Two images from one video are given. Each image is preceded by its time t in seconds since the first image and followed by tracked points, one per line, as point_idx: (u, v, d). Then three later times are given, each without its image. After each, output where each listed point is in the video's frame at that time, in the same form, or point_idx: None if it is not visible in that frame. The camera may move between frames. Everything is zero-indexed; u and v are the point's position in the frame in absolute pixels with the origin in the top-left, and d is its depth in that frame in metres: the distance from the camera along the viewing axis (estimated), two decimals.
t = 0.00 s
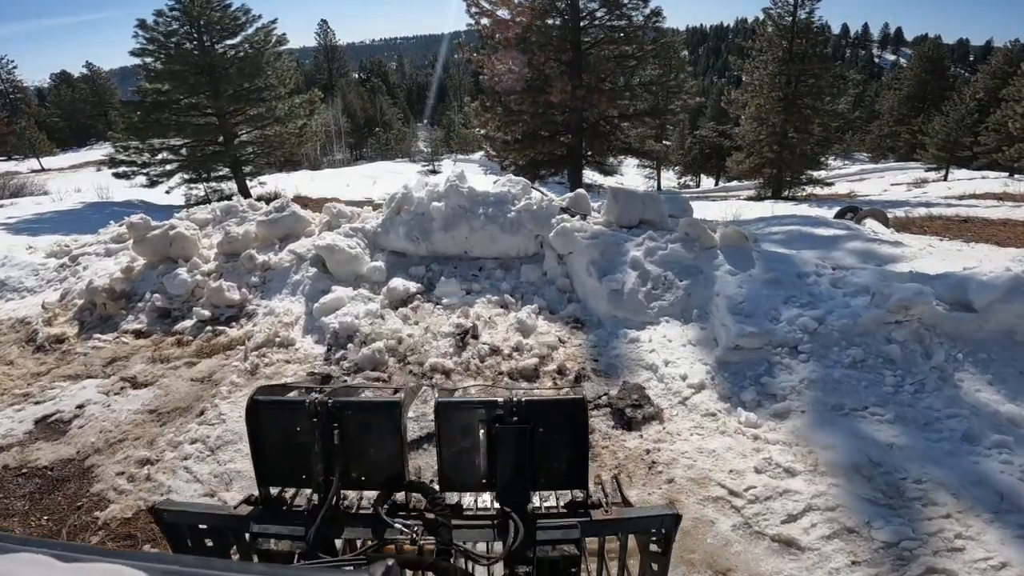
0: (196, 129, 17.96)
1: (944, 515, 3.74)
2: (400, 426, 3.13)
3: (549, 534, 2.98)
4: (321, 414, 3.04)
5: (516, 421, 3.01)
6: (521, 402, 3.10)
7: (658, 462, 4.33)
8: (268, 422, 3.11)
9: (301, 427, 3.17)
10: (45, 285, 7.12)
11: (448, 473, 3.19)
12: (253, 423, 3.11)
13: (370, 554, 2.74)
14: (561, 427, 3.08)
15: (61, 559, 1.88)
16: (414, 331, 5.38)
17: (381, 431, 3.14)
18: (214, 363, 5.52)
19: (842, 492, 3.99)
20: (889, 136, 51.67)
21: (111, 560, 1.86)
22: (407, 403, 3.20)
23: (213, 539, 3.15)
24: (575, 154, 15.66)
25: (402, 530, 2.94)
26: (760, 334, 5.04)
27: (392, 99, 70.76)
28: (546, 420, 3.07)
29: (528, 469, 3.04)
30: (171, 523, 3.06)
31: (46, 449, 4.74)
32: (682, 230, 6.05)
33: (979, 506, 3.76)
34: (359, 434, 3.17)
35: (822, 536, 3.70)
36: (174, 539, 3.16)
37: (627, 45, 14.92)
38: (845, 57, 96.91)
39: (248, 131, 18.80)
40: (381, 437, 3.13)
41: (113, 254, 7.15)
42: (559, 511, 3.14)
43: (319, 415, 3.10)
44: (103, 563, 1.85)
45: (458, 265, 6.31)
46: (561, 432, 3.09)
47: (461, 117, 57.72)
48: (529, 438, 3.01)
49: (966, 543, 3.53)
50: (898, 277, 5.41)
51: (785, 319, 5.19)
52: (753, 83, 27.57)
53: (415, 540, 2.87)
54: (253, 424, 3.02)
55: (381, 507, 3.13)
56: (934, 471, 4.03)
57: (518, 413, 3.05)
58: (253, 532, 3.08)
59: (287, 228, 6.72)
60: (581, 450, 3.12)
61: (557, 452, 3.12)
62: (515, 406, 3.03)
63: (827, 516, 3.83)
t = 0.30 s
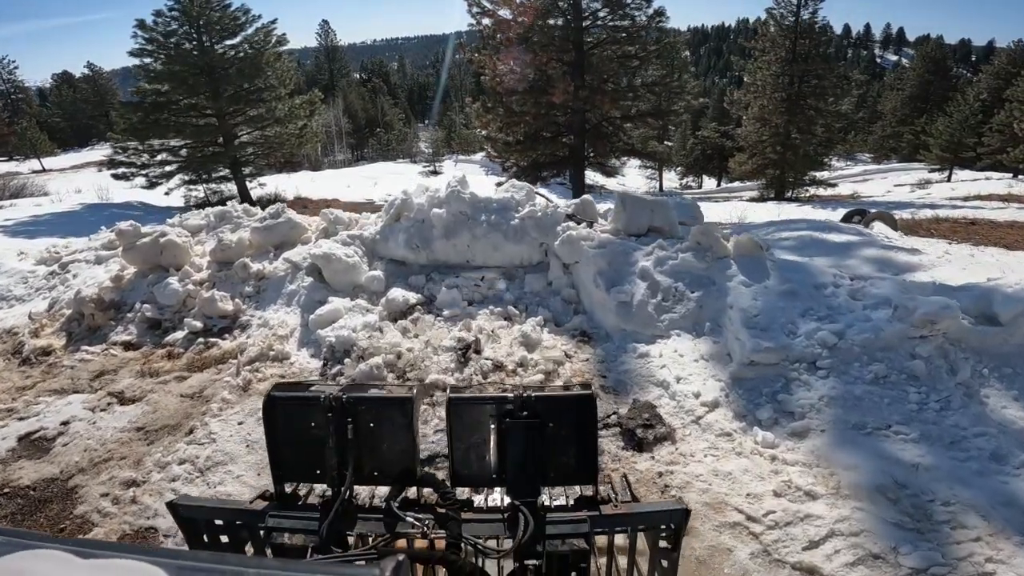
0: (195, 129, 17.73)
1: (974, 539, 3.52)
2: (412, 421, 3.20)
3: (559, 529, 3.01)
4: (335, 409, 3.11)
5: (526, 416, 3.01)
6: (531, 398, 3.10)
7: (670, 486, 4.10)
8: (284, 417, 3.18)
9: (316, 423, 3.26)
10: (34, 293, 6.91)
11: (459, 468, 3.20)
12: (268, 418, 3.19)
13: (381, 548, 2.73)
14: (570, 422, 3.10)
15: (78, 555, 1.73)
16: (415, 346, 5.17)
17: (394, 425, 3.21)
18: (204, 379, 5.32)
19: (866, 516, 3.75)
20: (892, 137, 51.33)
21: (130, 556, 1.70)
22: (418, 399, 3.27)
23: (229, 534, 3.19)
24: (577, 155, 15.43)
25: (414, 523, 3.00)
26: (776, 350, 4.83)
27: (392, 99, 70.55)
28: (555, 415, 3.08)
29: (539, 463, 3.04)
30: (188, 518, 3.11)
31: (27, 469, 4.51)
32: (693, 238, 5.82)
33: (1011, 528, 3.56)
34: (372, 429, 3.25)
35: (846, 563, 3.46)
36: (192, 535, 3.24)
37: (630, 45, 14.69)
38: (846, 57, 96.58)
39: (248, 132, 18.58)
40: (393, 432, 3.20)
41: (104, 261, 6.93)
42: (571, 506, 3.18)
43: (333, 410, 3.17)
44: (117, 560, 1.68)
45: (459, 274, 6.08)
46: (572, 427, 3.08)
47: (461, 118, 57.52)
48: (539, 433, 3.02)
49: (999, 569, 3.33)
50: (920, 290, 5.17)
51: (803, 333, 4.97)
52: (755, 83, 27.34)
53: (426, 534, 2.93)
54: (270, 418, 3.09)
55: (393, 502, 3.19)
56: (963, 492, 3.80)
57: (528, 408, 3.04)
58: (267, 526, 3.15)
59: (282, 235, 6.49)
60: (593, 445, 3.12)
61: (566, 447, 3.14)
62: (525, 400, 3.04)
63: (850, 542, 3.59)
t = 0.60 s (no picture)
0: (195, 130, 17.49)
1: (1011, 567, 3.25)
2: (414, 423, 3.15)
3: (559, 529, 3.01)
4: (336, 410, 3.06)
5: (527, 415, 3.01)
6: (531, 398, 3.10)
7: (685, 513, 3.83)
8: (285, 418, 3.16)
9: (317, 423, 3.22)
10: (20, 302, 6.67)
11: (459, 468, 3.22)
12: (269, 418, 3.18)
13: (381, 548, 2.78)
14: (570, 422, 3.12)
15: (75, 555, 1.67)
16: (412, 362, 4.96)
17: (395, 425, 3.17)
18: (191, 396, 5.11)
19: (894, 543, 3.48)
20: (896, 137, 50.89)
21: (141, 558, 1.64)
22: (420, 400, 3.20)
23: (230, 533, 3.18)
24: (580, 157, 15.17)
25: (415, 522, 3.03)
26: (795, 367, 4.59)
27: (394, 100, 70.38)
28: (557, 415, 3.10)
29: (539, 462, 3.03)
30: (189, 517, 3.11)
31: (2, 490, 4.26)
32: (705, 247, 5.59)
33: None
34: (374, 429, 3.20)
35: None
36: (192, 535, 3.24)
37: (633, 45, 14.42)
38: (849, 57, 96.16)
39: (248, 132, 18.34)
40: (395, 433, 3.15)
41: (92, 269, 6.70)
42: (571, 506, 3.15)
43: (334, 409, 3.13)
44: (124, 562, 1.63)
45: (460, 284, 5.83)
46: (572, 426, 3.09)
47: (463, 118, 57.26)
48: (541, 432, 3.03)
49: None
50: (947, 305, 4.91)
51: (824, 349, 4.72)
52: (759, 84, 27.10)
53: (427, 532, 2.98)
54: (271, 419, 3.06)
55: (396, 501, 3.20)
56: (996, 516, 3.54)
57: (528, 407, 3.04)
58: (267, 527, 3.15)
59: (275, 242, 6.24)
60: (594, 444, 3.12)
61: (568, 446, 3.15)
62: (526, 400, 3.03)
63: (878, 574, 3.31)
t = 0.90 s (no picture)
0: (194, 131, 17.22)
1: None
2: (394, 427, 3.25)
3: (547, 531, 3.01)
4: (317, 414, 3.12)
5: (511, 416, 3.13)
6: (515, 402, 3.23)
7: (706, 544, 3.52)
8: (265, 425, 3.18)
9: (295, 431, 3.27)
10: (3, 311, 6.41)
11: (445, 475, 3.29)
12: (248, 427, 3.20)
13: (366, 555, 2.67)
14: (553, 423, 3.22)
15: (44, 566, 1.80)
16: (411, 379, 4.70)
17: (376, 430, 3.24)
18: (176, 415, 4.85)
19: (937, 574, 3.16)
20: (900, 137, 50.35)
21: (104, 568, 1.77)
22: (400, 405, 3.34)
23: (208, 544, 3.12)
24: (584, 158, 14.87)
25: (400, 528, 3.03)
26: (822, 386, 4.29)
27: (396, 101, 70.13)
28: (539, 415, 3.21)
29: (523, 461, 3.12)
30: (165, 530, 3.02)
31: None
32: (723, 257, 5.33)
33: None
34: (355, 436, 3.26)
35: None
36: (169, 546, 3.16)
37: (637, 45, 14.11)
38: (851, 57, 95.65)
39: (248, 133, 18.08)
40: (376, 437, 3.22)
41: (78, 278, 6.44)
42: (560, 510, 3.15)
43: (314, 415, 3.19)
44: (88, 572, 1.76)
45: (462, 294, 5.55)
46: (555, 427, 3.20)
47: (464, 118, 56.93)
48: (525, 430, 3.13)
49: None
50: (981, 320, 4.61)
51: (853, 367, 4.42)
52: (763, 84, 26.76)
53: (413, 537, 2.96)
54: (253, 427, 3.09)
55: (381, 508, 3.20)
56: None
57: (512, 409, 3.17)
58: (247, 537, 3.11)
59: (269, 250, 5.98)
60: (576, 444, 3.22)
61: (553, 445, 3.24)
62: (508, 400, 3.17)
63: None
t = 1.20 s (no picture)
0: (194, 131, 16.95)
1: None
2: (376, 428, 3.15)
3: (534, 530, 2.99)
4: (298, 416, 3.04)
5: (496, 416, 3.09)
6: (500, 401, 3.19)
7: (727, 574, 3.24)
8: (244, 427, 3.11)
9: (277, 432, 3.21)
10: None
11: (429, 475, 3.24)
12: (228, 429, 3.14)
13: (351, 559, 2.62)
14: (538, 422, 3.19)
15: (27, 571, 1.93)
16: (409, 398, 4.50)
17: (358, 432, 3.15)
18: (162, 434, 4.60)
19: None
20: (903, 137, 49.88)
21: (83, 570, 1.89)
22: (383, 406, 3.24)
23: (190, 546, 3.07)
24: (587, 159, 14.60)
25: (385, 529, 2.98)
26: (850, 405, 4.02)
27: (398, 102, 69.98)
28: (525, 415, 3.18)
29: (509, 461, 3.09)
30: (144, 533, 2.99)
31: None
32: (742, 267, 5.10)
33: None
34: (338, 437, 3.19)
35: None
36: (151, 550, 3.10)
37: (642, 44, 13.82)
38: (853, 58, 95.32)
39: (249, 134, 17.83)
40: (359, 439, 3.15)
41: (64, 286, 6.20)
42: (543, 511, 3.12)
43: (296, 417, 3.11)
44: None
45: (465, 305, 5.32)
46: (540, 425, 3.18)
47: (466, 118, 56.61)
48: (512, 430, 3.10)
49: None
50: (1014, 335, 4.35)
51: (883, 385, 4.14)
52: (767, 84, 26.46)
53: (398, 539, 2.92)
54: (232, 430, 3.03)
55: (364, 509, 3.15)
56: None
57: (497, 408, 3.13)
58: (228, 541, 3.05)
59: (262, 258, 5.73)
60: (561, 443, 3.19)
61: (538, 445, 3.22)
62: (494, 401, 3.12)
63: None
